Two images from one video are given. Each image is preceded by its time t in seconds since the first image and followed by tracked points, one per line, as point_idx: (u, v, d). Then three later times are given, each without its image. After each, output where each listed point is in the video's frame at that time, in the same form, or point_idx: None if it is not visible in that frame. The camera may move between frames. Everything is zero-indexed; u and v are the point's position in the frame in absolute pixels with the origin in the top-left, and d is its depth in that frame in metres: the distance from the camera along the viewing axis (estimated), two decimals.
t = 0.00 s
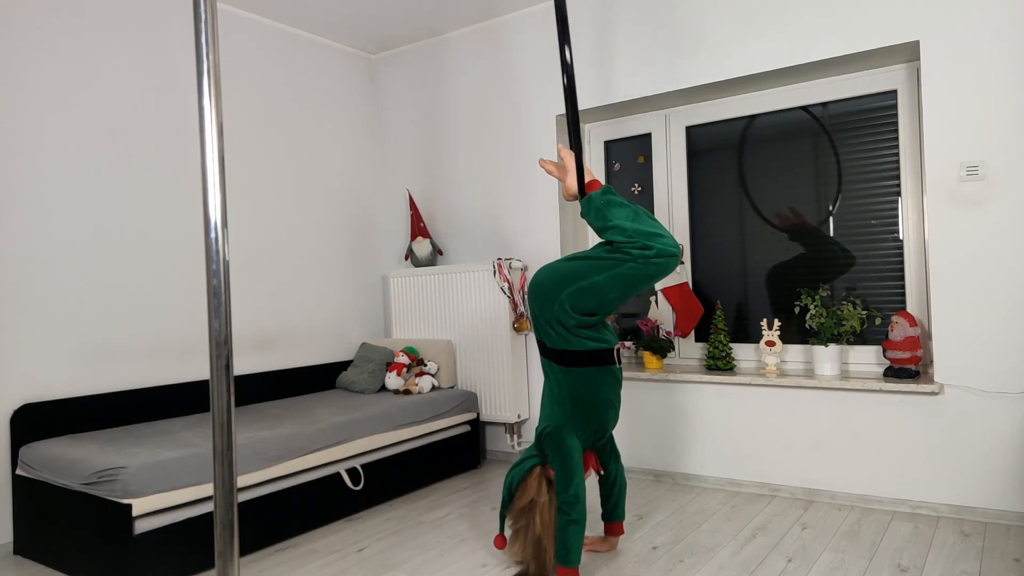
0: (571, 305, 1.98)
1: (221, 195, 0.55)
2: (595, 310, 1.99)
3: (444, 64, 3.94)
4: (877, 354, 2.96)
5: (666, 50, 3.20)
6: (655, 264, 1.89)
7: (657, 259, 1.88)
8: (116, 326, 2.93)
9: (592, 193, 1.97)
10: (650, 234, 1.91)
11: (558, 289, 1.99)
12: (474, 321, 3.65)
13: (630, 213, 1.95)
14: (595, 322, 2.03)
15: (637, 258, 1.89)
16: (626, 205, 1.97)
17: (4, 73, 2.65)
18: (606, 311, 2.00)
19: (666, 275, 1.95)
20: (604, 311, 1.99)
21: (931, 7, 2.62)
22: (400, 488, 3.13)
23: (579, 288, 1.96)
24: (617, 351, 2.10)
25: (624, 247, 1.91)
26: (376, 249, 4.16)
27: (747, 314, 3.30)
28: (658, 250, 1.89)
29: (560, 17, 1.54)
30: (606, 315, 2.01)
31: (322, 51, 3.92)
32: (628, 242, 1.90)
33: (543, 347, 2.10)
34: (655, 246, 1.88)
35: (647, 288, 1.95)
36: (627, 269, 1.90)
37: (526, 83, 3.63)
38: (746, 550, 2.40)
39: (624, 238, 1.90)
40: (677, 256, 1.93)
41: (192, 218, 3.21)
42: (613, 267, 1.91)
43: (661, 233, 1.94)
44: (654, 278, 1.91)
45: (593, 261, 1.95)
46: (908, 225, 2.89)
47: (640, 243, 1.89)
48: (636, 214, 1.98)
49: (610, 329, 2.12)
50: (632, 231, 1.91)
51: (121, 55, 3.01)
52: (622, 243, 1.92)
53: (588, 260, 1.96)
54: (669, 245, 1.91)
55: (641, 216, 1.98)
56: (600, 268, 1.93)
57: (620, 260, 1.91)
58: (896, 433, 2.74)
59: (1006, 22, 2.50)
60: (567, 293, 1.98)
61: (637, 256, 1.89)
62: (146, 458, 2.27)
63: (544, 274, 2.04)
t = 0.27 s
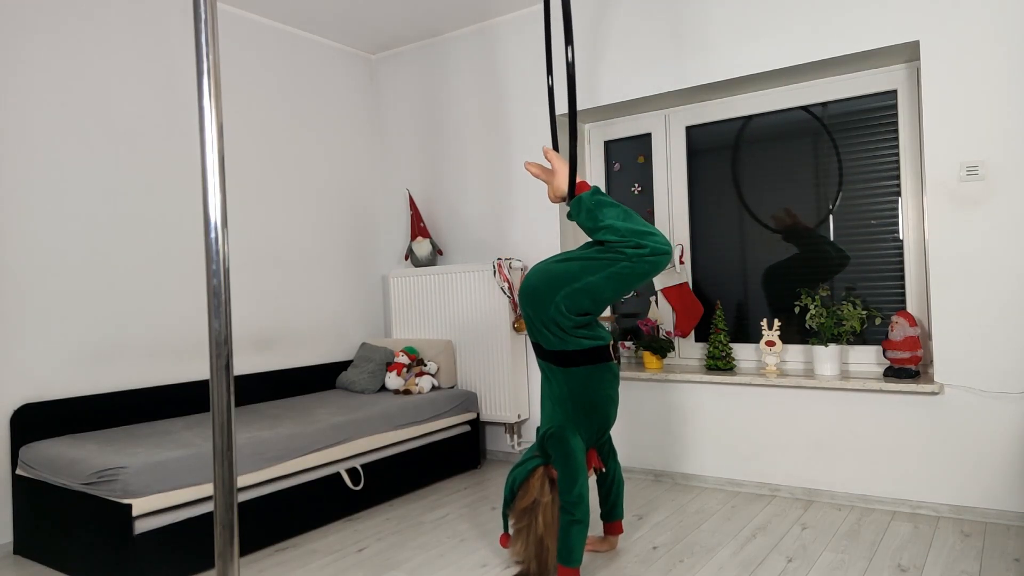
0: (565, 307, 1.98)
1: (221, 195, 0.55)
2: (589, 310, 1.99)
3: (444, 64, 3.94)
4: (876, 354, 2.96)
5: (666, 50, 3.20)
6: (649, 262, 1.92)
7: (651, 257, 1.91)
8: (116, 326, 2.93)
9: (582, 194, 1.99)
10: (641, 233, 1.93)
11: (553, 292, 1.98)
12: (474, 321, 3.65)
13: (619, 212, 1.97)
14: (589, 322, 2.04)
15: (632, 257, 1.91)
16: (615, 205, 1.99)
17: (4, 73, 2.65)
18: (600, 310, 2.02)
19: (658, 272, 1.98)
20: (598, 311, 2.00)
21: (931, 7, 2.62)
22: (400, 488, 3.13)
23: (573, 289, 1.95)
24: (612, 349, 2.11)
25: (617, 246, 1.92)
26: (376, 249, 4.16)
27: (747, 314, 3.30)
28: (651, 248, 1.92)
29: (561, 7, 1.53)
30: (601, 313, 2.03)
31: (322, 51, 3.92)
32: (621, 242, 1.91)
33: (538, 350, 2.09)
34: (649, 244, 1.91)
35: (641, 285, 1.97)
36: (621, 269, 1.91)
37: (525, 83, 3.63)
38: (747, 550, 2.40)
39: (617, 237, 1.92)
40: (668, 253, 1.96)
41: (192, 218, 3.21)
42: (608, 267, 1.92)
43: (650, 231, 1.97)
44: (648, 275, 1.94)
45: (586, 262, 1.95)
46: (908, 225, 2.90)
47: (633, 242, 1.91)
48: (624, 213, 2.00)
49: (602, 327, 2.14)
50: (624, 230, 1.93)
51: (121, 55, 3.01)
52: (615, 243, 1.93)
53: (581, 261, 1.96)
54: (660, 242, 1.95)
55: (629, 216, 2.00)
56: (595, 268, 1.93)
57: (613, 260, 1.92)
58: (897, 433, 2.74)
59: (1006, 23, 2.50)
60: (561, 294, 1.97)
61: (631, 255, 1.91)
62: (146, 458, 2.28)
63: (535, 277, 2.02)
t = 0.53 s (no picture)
0: (560, 308, 1.98)
1: (221, 194, 0.55)
2: (584, 310, 1.99)
3: (444, 64, 3.94)
4: (877, 354, 2.96)
5: (666, 50, 3.20)
6: (640, 260, 1.91)
7: (642, 255, 1.91)
8: (116, 326, 2.93)
9: (570, 195, 1.97)
10: (632, 231, 1.93)
11: (548, 295, 1.97)
12: (474, 321, 3.65)
13: (609, 211, 1.96)
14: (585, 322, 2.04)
15: (623, 256, 1.90)
16: (604, 205, 1.98)
17: (4, 73, 2.65)
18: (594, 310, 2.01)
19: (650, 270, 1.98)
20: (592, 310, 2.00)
21: (931, 7, 2.62)
22: (400, 488, 3.13)
23: (568, 290, 1.95)
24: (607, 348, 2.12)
25: (609, 246, 1.91)
26: (376, 249, 4.16)
27: (747, 314, 3.30)
28: (643, 247, 1.91)
29: None
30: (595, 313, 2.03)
31: (322, 51, 3.92)
32: (613, 241, 1.91)
33: (534, 353, 2.09)
34: (639, 242, 1.91)
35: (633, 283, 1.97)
36: (614, 268, 1.91)
37: (525, 83, 3.63)
38: (747, 550, 2.40)
39: (609, 237, 1.91)
40: (659, 250, 1.95)
41: (192, 218, 3.21)
42: (600, 267, 1.92)
43: (641, 229, 1.96)
44: (640, 273, 1.94)
45: (578, 263, 1.95)
46: (908, 224, 2.89)
47: (624, 241, 1.91)
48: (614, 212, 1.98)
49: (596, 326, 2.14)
50: (615, 230, 1.92)
51: (120, 55, 3.01)
52: (607, 243, 1.92)
53: (573, 262, 1.95)
54: (650, 240, 1.94)
55: (619, 214, 1.99)
56: (587, 268, 1.93)
57: (606, 259, 1.91)
58: (897, 433, 2.74)
59: (1006, 23, 2.50)
60: (556, 296, 1.97)
61: (623, 254, 1.90)
62: (146, 458, 2.27)
63: (529, 280, 2.02)
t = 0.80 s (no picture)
0: (557, 306, 1.97)
1: (221, 194, 0.55)
2: (580, 307, 1.99)
3: (443, 64, 3.94)
4: (877, 354, 2.96)
5: (666, 49, 3.20)
6: (634, 251, 1.93)
7: (635, 246, 1.92)
8: (116, 326, 2.93)
9: (560, 194, 1.94)
10: (624, 224, 1.93)
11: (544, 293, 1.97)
12: (474, 321, 3.65)
13: (601, 205, 1.95)
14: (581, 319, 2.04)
15: (617, 248, 1.91)
16: (593, 199, 1.96)
17: (4, 73, 2.65)
18: (590, 307, 2.02)
19: (644, 262, 1.98)
20: (589, 307, 2.00)
21: (931, 7, 2.62)
22: (400, 488, 3.13)
23: (563, 287, 1.95)
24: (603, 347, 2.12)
25: (602, 239, 1.92)
26: (376, 249, 4.16)
27: (747, 314, 3.30)
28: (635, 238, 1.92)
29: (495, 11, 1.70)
30: (591, 310, 2.03)
31: (322, 51, 3.92)
32: (607, 235, 1.91)
33: (532, 354, 2.08)
34: (632, 234, 1.92)
35: (627, 277, 1.98)
36: (609, 261, 1.91)
37: (525, 83, 3.63)
38: (747, 550, 2.40)
39: (602, 231, 1.91)
40: (651, 241, 1.97)
41: (192, 218, 3.21)
42: (594, 262, 1.92)
43: (633, 222, 1.97)
44: (634, 265, 1.95)
45: (573, 259, 1.95)
46: (908, 224, 2.89)
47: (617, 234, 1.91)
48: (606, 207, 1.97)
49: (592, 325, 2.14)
50: (608, 224, 1.91)
51: (120, 55, 3.01)
52: (601, 238, 1.93)
53: (567, 259, 1.96)
54: (642, 232, 1.96)
55: (611, 208, 1.98)
56: (581, 263, 1.94)
57: (600, 253, 1.92)
58: (897, 432, 2.74)
59: (1006, 22, 2.50)
60: (552, 293, 1.96)
61: (616, 247, 1.91)
62: (146, 458, 2.28)
63: (525, 278, 2.02)
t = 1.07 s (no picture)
0: (553, 306, 1.97)
1: (221, 194, 0.55)
2: (576, 307, 1.98)
3: (444, 64, 3.94)
4: (876, 354, 2.96)
5: (667, 50, 3.20)
6: (628, 249, 1.89)
7: (629, 244, 1.88)
8: (116, 326, 2.93)
9: (554, 194, 1.94)
10: (617, 222, 1.90)
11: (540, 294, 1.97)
12: (474, 321, 3.65)
13: (595, 203, 1.93)
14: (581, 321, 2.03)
15: (610, 246, 1.88)
16: (588, 198, 1.94)
17: (4, 74, 2.65)
18: (588, 308, 2.00)
19: (642, 259, 1.95)
20: (585, 308, 1.99)
21: (931, 7, 2.62)
22: (400, 488, 3.13)
23: (558, 287, 1.95)
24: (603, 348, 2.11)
25: (596, 238, 1.90)
26: (376, 249, 4.16)
27: (747, 313, 3.30)
28: (629, 236, 1.89)
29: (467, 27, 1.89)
30: (589, 311, 2.02)
31: (322, 51, 3.92)
32: (600, 234, 1.88)
33: (531, 355, 2.09)
34: (626, 231, 1.88)
35: (624, 275, 1.95)
36: (603, 259, 1.89)
37: (526, 83, 3.63)
38: (747, 550, 2.40)
39: (594, 230, 1.89)
40: (647, 238, 1.92)
41: (191, 219, 3.21)
42: (588, 261, 1.91)
43: (628, 219, 1.94)
44: (629, 264, 1.91)
45: (568, 259, 1.94)
46: (909, 224, 2.89)
47: (611, 233, 1.89)
48: (600, 205, 1.94)
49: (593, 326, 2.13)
50: (600, 222, 1.89)
51: (121, 55, 3.01)
52: (595, 237, 1.91)
53: (563, 259, 1.96)
54: (637, 229, 1.92)
55: (606, 206, 1.96)
56: (576, 263, 1.93)
57: (594, 252, 1.90)
58: (897, 433, 2.74)
59: (1004, 23, 2.50)
60: (548, 294, 1.97)
61: (609, 245, 1.88)
62: (146, 458, 2.28)
63: (523, 279, 2.02)
